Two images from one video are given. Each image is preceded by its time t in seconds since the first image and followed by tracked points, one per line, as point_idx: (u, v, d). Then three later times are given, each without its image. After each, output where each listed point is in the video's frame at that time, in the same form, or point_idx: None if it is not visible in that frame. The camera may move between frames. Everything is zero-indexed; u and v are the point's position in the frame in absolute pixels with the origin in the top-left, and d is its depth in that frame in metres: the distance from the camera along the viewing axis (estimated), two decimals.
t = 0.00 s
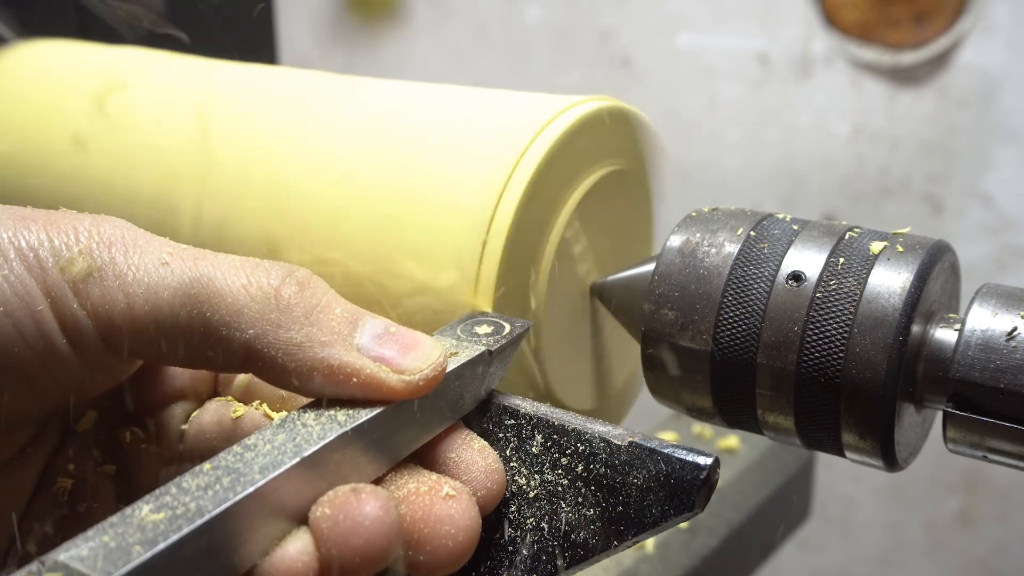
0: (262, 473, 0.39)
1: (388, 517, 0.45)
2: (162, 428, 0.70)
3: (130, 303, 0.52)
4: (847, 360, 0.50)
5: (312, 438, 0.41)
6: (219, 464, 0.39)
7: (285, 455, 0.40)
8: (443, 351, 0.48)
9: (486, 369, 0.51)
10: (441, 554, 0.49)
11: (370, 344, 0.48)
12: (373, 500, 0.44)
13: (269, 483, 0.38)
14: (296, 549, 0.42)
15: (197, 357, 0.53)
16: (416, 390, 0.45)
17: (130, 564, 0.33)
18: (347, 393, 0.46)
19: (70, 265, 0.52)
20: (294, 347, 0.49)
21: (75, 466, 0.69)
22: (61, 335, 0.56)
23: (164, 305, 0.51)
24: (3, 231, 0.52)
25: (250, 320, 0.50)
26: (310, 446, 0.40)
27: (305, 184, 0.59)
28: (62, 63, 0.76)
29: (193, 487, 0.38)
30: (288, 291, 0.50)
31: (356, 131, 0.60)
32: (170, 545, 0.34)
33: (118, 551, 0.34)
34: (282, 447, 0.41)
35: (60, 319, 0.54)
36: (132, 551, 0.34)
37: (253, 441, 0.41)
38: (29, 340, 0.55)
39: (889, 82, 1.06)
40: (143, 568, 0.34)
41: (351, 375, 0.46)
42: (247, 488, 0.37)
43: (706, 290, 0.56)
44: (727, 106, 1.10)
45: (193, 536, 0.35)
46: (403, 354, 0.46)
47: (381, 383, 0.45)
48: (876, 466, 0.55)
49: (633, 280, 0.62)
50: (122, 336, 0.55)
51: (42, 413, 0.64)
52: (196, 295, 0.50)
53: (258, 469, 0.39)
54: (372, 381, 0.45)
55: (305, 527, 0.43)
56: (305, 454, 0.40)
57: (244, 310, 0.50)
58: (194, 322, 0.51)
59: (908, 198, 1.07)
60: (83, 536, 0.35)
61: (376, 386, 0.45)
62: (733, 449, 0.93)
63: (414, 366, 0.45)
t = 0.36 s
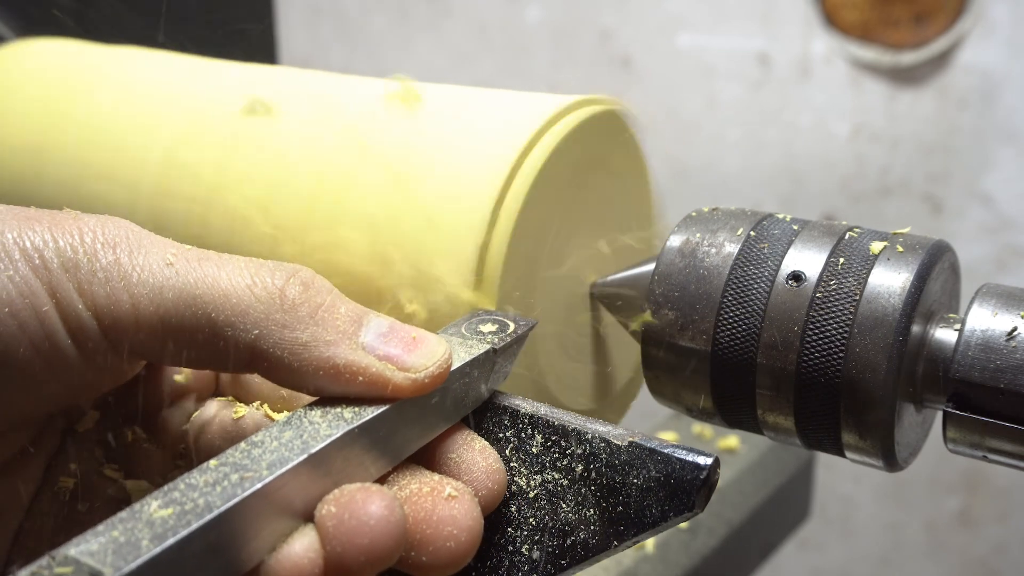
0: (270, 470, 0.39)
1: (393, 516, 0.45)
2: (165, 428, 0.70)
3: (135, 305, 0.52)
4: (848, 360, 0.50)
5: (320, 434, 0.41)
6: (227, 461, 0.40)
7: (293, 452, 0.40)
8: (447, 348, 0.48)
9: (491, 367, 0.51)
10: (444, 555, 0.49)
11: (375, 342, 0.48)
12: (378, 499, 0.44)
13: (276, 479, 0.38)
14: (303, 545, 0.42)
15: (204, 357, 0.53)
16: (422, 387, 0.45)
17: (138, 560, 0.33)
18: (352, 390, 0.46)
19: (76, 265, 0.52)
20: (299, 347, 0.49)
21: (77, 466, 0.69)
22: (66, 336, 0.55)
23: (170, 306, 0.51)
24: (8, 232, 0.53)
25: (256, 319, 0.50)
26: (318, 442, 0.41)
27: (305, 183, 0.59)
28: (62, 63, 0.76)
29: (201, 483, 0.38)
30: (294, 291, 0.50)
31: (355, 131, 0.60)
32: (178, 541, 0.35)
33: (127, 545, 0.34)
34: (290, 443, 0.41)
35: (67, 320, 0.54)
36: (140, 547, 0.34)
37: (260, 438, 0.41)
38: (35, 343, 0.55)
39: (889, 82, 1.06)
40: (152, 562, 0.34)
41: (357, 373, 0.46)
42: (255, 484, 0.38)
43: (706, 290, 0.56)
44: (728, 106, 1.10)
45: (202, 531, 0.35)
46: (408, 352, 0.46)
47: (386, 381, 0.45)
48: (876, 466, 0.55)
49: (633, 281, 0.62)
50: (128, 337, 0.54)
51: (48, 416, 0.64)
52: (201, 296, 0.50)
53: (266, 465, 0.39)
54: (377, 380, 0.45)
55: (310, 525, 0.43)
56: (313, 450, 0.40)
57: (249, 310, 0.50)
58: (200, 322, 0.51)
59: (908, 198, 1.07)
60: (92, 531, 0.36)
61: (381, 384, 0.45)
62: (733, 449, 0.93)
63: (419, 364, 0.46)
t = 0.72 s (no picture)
0: (278, 463, 0.39)
1: (397, 515, 0.45)
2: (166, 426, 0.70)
3: (140, 304, 0.52)
4: (848, 360, 0.50)
5: (327, 429, 0.41)
6: (235, 454, 0.40)
7: (301, 446, 0.40)
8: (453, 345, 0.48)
9: (495, 365, 0.51)
10: (444, 554, 0.49)
11: (381, 339, 0.48)
12: (383, 497, 0.44)
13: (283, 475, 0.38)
14: (308, 541, 0.43)
15: (210, 356, 0.53)
16: (428, 382, 0.46)
17: (147, 553, 0.33)
18: (357, 387, 0.46)
19: (81, 265, 0.52)
20: (305, 345, 0.49)
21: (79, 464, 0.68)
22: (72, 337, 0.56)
23: (175, 307, 0.51)
24: (15, 232, 0.53)
25: (261, 318, 0.50)
26: (326, 437, 0.41)
27: (306, 183, 0.59)
28: (62, 64, 0.76)
29: (211, 475, 0.38)
30: (298, 291, 0.50)
31: (355, 131, 0.60)
32: (188, 533, 0.34)
33: (136, 537, 0.34)
34: (298, 438, 0.41)
35: (72, 319, 0.54)
36: (149, 540, 0.34)
37: (268, 432, 0.41)
38: (42, 342, 0.55)
39: (889, 82, 1.05)
40: (161, 556, 0.34)
41: (364, 371, 0.46)
42: (264, 478, 0.38)
43: (706, 290, 0.56)
44: (728, 107, 1.11)
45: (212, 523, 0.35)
46: (414, 348, 0.47)
47: (393, 378, 0.45)
48: (876, 467, 0.55)
49: (633, 281, 0.62)
50: (135, 338, 0.54)
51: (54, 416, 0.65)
52: (205, 295, 0.50)
53: (275, 458, 0.39)
54: (383, 377, 0.45)
55: (314, 522, 0.43)
56: (321, 445, 0.40)
57: (255, 309, 0.50)
58: (206, 321, 0.51)
59: (908, 198, 1.07)
60: (101, 524, 0.35)
61: (387, 381, 0.45)
62: (734, 449, 0.93)
63: (426, 360, 0.46)
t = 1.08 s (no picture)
0: (287, 457, 0.39)
1: (399, 516, 0.45)
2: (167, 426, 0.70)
3: (147, 306, 0.51)
4: (848, 360, 0.50)
5: (335, 423, 0.42)
6: (244, 448, 0.40)
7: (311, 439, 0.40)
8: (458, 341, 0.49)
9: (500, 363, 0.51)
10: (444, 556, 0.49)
11: (387, 337, 0.48)
12: (385, 498, 0.45)
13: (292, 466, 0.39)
14: (309, 540, 0.43)
15: (216, 357, 0.53)
16: (434, 379, 0.46)
17: (158, 544, 0.34)
18: (361, 382, 0.46)
19: (88, 266, 0.52)
20: (311, 344, 0.49)
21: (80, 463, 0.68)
22: (78, 335, 0.54)
23: (181, 307, 0.51)
24: (19, 232, 0.52)
25: (267, 318, 0.50)
26: (334, 431, 0.41)
27: (306, 183, 0.59)
28: (62, 63, 0.76)
29: (220, 469, 0.38)
30: (303, 290, 0.50)
31: (357, 130, 0.60)
32: (198, 525, 0.35)
33: (147, 529, 0.34)
34: (306, 432, 0.41)
35: (77, 321, 0.53)
36: (157, 532, 0.34)
37: (276, 427, 0.42)
38: (46, 341, 0.54)
39: (889, 81, 1.06)
40: (172, 546, 0.34)
41: (369, 369, 0.46)
42: (273, 471, 0.38)
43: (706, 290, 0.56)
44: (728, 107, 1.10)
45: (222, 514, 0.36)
46: (419, 345, 0.47)
47: (398, 375, 0.45)
48: (876, 467, 0.55)
49: (632, 281, 0.62)
50: (141, 338, 0.54)
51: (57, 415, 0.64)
52: (211, 295, 0.50)
53: (283, 452, 0.39)
54: (390, 374, 0.46)
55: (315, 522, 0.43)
56: (330, 437, 0.40)
57: (260, 309, 0.50)
58: (211, 322, 0.51)
59: (908, 198, 1.07)
60: (111, 516, 0.36)
61: (393, 378, 0.46)
62: (733, 449, 0.93)
63: (431, 357, 0.46)
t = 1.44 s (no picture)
0: (295, 451, 0.39)
1: (399, 516, 0.45)
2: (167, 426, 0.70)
3: (152, 309, 0.52)
4: (848, 361, 0.50)
5: (342, 418, 0.42)
6: (252, 442, 0.40)
7: (318, 434, 0.41)
8: (462, 337, 0.49)
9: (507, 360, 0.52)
10: (444, 557, 0.49)
11: (392, 335, 0.48)
12: (385, 498, 0.45)
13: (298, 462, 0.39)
14: (309, 540, 0.43)
15: (220, 358, 0.53)
16: (440, 375, 0.46)
17: (168, 536, 0.34)
18: (364, 382, 0.46)
19: (92, 267, 0.52)
20: (316, 344, 0.49)
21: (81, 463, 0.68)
22: (83, 341, 0.55)
23: (185, 309, 0.51)
24: (24, 234, 0.52)
25: (272, 318, 0.50)
26: (342, 426, 0.41)
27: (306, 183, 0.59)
28: (62, 64, 0.76)
29: (228, 462, 0.39)
30: (307, 289, 0.50)
31: (358, 130, 0.60)
32: (208, 518, 0.35)
33: (157, 521, 0.35)
34: (314, 427, 0.42)
35: (82, 322, 0.53)
36: (168, 523, 0.35)
37: (285, 421, 0.42)
38: (52, 347, 0.54)
39: (889, 81, 1.07)
40: (182, 539, 0.34)
41: (375, 368, 0.46)
42: (282, 464, 0.38)
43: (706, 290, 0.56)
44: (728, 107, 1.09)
45: (234, 505, 0.36)
46: (425, 342, 0.47)
47: (404, 373, 0.46)
48: (876, 467, 0.55)
49: (633, 281, 0.62)
50: (146, 340, 0.54)
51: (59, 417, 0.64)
52: (216, 296, 0.50)
53: (292, 446, 0.40)
54: (395, 373, 0.46)
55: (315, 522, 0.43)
56: (337, 433, 0.41)
57: (265, 309, 0.50)
58: (215, 324, 0.51)
59: (908, 198, 1.08)
60: (121, 510, 0.36)
61: (399, 376, 0.46)
62: (733, 449, 0.93)
63: (436, 354, 0.47)
